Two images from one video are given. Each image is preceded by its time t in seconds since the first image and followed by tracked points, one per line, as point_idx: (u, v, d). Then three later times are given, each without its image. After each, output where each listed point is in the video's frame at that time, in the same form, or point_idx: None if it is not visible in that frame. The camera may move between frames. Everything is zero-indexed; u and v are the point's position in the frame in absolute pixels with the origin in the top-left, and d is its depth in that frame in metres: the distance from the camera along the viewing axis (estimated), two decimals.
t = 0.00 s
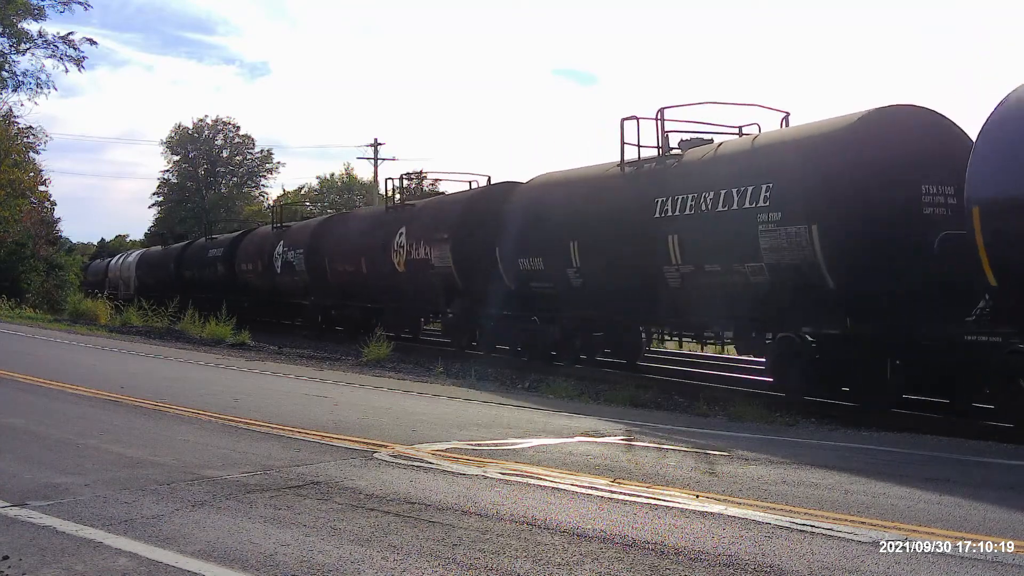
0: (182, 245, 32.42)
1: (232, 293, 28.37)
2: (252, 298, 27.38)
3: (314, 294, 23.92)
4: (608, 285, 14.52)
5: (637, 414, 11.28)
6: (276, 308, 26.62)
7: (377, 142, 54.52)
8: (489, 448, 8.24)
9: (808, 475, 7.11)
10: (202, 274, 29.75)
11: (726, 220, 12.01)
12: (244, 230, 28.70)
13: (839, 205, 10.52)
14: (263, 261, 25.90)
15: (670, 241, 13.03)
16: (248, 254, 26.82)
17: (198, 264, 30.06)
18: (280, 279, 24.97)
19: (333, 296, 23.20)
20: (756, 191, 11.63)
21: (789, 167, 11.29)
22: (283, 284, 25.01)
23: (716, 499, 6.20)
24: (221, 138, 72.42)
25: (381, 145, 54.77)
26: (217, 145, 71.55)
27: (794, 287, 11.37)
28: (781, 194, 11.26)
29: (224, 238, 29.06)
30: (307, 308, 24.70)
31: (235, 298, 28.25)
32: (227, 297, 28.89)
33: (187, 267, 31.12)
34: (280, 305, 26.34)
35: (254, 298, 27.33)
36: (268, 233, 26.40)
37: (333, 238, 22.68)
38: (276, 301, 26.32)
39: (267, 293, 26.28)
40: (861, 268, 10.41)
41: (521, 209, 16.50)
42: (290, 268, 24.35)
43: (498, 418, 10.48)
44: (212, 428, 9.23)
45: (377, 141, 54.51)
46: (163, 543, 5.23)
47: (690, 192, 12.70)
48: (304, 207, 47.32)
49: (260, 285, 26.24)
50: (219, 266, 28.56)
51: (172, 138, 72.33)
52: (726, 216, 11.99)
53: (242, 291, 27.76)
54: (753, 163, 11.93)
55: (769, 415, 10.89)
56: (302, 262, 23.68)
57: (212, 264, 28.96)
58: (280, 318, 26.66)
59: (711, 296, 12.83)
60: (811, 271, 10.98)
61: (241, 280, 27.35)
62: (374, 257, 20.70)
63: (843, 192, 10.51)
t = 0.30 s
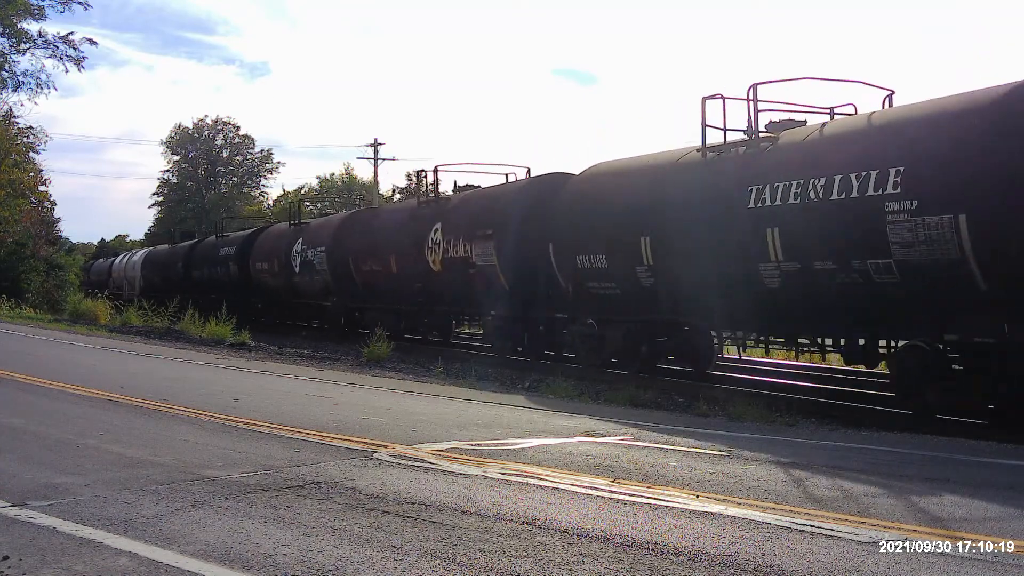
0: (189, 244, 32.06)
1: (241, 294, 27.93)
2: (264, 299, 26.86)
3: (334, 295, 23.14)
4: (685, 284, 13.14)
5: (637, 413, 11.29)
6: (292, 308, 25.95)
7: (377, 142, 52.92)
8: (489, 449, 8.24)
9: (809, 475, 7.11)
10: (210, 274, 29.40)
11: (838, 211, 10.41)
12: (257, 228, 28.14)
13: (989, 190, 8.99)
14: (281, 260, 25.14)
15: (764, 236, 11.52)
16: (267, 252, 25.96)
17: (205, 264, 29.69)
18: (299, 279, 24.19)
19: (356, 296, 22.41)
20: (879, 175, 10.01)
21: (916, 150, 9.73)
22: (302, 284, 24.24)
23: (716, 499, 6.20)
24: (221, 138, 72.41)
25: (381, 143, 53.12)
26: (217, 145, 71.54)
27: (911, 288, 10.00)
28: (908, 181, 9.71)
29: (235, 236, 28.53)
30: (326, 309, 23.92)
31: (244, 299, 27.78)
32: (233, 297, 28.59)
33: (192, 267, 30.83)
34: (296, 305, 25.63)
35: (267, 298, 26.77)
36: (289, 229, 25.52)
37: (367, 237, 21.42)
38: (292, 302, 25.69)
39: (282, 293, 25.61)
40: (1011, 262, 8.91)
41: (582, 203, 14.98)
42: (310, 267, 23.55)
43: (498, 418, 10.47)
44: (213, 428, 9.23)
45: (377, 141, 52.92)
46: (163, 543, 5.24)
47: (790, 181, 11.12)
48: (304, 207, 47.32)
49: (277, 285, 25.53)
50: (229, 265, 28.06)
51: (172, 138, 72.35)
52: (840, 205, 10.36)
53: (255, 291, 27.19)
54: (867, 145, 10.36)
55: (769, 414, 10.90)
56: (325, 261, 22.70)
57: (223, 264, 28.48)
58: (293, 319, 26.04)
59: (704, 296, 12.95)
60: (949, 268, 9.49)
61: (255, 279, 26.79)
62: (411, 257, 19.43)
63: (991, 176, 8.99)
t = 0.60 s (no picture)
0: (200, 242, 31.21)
1: (255, 295, 27.10)
2: (280, 301, 25.98)
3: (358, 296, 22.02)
4: (717, 284, 12.64)
5: (637, 414, 11.29)
6: (310, 310, 24.92)
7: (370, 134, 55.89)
8: (489, 448, 8.25)
9: (809, 475, 7.10)
10: (222, 273, 28.60)
11: (842, 211, 10.46)
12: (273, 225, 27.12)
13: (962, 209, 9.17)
14: (302, 258, 24.03)
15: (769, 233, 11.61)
16: (286, 251, 24.83)
17: (217, 263, 28.85)
18: (322, 280, 23.08)
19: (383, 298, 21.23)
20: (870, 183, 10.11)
21: (923, 151, 9.62)
22: (323, 285, 23.19)
23: (715, 499, 6.20)
24: (221, 138, 72.38)
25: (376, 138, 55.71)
26: (217, 145, 71.54)
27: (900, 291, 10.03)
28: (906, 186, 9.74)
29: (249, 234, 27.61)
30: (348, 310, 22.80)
31: (257, 299, 26.94)
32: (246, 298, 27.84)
33: (203, 266, 30.05)
34: (315, 307, 24.56)
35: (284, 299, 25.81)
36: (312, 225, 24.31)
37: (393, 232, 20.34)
38: (310, 304, 24.72)
39: (300, 294, 24.64)
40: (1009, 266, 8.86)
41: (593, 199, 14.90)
42: (332, 267, 22.42)
43: (498, 418, 10.48)
44: (213, 428, 9.23)
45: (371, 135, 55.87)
46: (163, 543, 5.23)
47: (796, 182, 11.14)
48: (304, 208, 47.31)
49: (296, 285, 24.49)
50: (243, 265, 27.20)
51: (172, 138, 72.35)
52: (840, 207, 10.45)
53: (270, 291, 26.27)
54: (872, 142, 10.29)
55: (769, 415, 10.89)
56: (350, 260, 21.52)
57: (235, 263, 27.62)
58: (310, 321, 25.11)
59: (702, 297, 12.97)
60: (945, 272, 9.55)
61: (271, 280, 25.82)
62: (443, 254, 18.30)
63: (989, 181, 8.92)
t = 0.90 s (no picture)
0: (211, 240, 30.30)
1: (271, 295, 26.17)
2: (299, 301, 24.98)
3: (387, 297, 20.76)
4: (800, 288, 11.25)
5: (636, 413, 11.29)
6: (332, 311, 23.79)
7: (377, 142, 53.24)
8: (489, 448, 8.25)
9: (808, 475, 7.10)
10: (235, 272, 27.68)
11: (841, 212, 10.39)
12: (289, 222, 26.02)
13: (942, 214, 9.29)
14: (325, 257, 22.80)
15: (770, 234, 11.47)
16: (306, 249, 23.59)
17: (230, 262, 27.93)
18: (347, 280, 21.80)
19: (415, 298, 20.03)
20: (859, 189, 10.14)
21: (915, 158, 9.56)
22: (347, 285, 21.94)
23: (715, 499, 6.20)
24: (222, 138, 72.38)
25: (381, 144, 53.49)
26: (217, 145, 71.54)
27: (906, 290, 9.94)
28: (905, 189, 9.63)
29: (264, 232, 26.61)
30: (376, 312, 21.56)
31: (274, 299, 26.00)
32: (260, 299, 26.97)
33: (214, 265, 29.17)
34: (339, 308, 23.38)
35: (302, 299, 24.79)
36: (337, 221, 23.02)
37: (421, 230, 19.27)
38: (331, 305, 23.63)
39: (320, 294, 23.57)
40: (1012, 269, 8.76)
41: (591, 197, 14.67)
42: (358, 266, 21.15)
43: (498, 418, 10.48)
44: (213, 427, 9.24)
45: (377, 142, 53.25)
46: (163, 543, 5.24)
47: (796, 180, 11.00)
48: (304, 208, 47.31)
49: (317, 286, 23.35)
50: (258, 264, 26.23)
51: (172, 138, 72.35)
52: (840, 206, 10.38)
53: (288, 291, 25.25)
54: (874, 140, 10.17)
55: (769, 414, 10.89)
56: (377, 259, 20.26)
57: (250, 262, 26.66)
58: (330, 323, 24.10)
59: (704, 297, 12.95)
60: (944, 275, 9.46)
61: (290, 280, 24.76)
62: (478, 252, 17.11)
63: (991, 184, 8.80)
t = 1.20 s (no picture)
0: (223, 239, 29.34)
1: (288, 296, 25.14)
2: (319, 301, 23.91)
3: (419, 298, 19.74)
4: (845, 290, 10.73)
5: (637, 414, 11.27)
6: (355, 313, 22.67)
7: (378, 142, 56.58)
8: (489, 448, 8.25)
9: (808, 475, 7.10)
10: (249, 271, 26.71)
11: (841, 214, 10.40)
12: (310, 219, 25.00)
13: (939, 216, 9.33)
14: (352, 255, 21.71)
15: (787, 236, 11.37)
16: (331, 248, 22.55)
17: (245, 261, 26.98)
18: (377, 280, 20.71)
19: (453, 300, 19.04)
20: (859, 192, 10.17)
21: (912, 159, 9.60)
22: (376, 285, 20.87)
23: (715, 499, 6.20)
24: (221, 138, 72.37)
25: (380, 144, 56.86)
26: (217, 145, 71.58)
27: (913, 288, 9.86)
28: (906, 190, 9.64)
29: (282, 229, 25.60)
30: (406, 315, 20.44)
31: (291, 299, 24.99)
32: (275, 300, 26.01)
33: (227, 264, 28.26)
34: (363, 309, 22.25)
35: (322, 300, 23.72)
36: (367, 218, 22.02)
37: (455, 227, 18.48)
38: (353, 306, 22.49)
39: (342, 295, 22.48)
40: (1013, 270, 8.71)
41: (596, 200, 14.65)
42: (389, 265, 20.11)
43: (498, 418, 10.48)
44: (212, 427, 9.23)
45: (377, 141, 56.66)
46: (163, 543, 5.24)
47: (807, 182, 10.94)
48: (304, 208, 47.34)
49: (341, 287, 22.27)
50: (276, 263, 25.19)
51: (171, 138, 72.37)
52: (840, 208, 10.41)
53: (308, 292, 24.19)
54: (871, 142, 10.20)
55: (769, 415, 10.87)
56: (410, 258, 19.23)
57: (266, 261, 25.64)
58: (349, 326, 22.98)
59: (705, 298, 12.94)
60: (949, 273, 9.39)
61: (311, 280, 23.69)
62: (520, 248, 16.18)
63: (992, 181, 8.79)
